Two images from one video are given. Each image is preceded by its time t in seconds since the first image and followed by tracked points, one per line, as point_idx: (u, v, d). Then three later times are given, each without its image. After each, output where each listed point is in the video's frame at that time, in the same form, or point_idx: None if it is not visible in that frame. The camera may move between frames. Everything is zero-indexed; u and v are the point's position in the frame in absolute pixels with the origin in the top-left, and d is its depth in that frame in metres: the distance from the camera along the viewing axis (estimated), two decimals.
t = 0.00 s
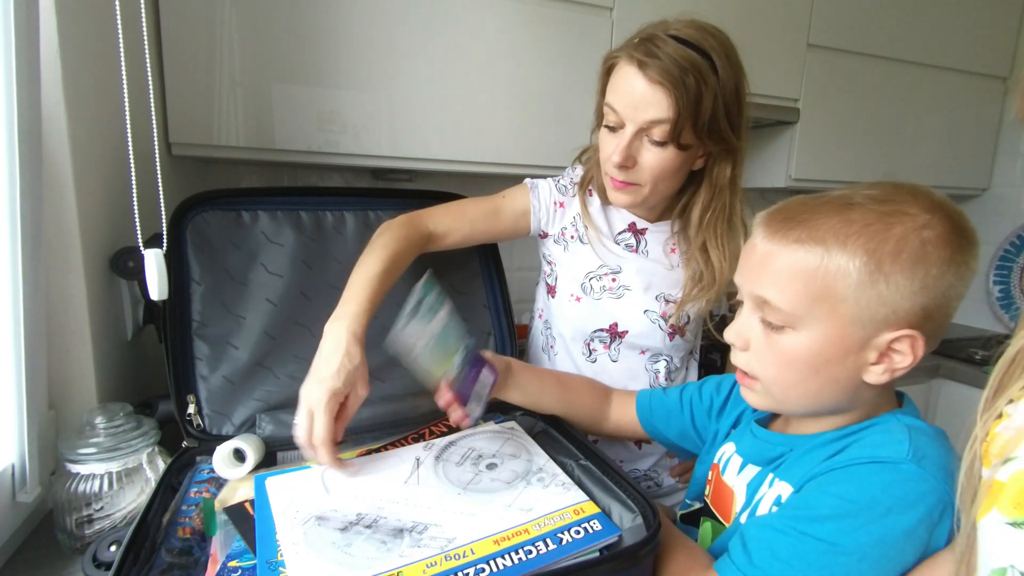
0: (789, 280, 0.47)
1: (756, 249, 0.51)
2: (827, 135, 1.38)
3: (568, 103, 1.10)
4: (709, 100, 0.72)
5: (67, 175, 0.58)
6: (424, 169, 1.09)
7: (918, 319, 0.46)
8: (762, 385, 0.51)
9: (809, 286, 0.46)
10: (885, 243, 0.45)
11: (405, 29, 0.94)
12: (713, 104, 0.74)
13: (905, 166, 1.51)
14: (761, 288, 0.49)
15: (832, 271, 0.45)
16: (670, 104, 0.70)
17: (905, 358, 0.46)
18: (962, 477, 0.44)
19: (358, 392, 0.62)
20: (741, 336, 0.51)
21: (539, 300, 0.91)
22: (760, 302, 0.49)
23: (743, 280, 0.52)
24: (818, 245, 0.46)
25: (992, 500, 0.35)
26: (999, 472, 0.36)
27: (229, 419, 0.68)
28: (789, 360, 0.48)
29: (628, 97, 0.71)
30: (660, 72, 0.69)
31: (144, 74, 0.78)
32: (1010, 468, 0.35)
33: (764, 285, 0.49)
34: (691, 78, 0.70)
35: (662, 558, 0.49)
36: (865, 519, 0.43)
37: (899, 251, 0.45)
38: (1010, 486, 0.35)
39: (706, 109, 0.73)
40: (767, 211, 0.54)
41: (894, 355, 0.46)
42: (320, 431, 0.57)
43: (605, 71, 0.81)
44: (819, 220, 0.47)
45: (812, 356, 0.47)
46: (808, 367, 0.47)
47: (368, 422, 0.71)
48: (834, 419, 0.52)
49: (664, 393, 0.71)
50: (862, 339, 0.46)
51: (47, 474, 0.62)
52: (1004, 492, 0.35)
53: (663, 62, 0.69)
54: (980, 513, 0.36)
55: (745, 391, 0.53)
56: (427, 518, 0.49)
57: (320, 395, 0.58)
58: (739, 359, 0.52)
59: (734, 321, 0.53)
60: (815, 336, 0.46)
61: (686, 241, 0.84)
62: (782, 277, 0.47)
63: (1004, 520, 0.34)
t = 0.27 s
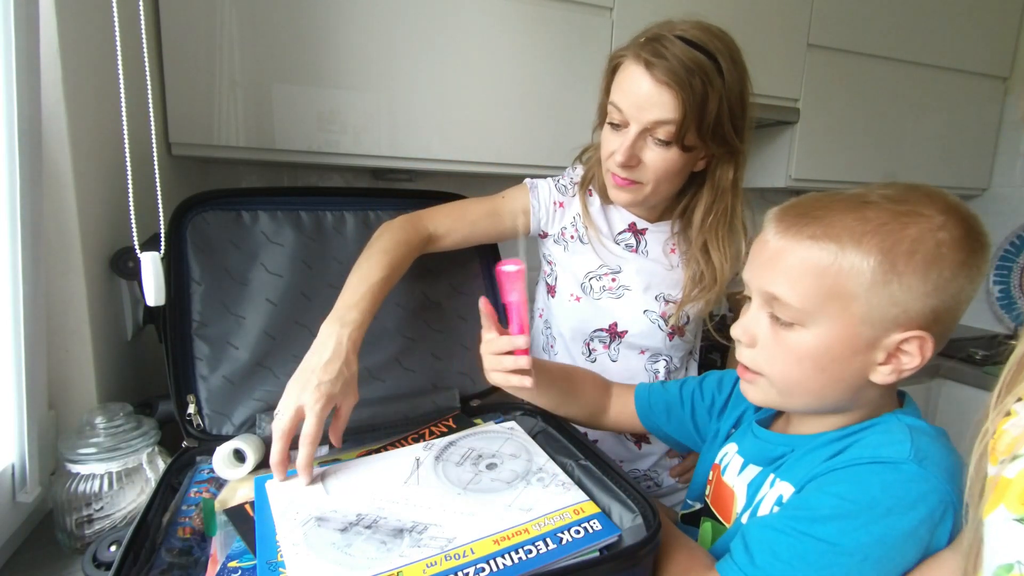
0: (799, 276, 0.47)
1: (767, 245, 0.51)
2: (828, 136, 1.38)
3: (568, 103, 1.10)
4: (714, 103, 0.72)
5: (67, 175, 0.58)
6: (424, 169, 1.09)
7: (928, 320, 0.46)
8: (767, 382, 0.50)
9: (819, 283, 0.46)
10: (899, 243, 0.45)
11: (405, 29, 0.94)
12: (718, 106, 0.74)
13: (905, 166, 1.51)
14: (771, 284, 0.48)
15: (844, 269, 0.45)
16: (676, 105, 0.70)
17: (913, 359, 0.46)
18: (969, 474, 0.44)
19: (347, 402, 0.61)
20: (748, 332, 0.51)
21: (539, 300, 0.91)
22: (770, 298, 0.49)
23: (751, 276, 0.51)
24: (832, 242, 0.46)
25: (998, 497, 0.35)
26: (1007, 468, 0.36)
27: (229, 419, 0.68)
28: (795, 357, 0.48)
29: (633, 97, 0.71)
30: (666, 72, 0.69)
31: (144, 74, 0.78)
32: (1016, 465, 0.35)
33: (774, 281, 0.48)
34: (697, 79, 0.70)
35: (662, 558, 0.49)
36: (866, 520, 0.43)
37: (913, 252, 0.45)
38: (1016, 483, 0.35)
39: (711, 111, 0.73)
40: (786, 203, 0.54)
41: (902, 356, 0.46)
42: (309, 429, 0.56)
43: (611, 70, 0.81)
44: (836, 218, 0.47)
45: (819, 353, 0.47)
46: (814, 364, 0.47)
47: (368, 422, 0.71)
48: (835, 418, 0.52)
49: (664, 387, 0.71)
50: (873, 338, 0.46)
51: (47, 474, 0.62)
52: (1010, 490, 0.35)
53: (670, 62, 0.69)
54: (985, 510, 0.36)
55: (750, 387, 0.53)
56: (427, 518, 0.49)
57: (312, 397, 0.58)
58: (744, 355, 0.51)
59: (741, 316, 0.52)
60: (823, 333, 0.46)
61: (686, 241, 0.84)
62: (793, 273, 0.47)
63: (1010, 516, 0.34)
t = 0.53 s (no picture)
0: (804, 279, 0.47)
1: (768, 249, 0.50)
2: (828, 136, 1.38)
3: (568, 103, 1.10)
4: (720, 101, 0.73)
5: (67, 175, 0.58)
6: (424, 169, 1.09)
7: (934, 317, 0.46)
8: (773, 387, 0.50)
9: (825, 285, 0.46)
10: (906, 241, 0.45)
11: (405, 29, 0.94)
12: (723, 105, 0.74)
13: (906, 166, 1.51)
14: (774, 288, 0.48)
15: (849, 270, 0.45)
16: (684, 102, 0.70)
17: (920, 358, 0.47)
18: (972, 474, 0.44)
19: (348, 398, 0.61)
20: (753, 337, 0.50)
21: (539, 300, 0.91)
22: (774, 302, 0.49)
23: (753, 281, 0.51)
24: (835, 243, 0.46)
25: (1001, 497, 0.35)
26: (1009, 468, 0.36)
27: (229, 419, 0.68)
28: (802, 360, 0.47)
29: (640, 94, 0.71)
30: (674, 69, 0.69)
31: (144, 74, 0.79)
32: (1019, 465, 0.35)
33: (778, 285, 0.48)
34: (705, 77, 0.70)
35: (663, 558, 0.49)
36: (868, 522, 0.43)
37: (918, 248, 0.45)
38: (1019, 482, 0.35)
39: (717, 109, 0.73)
40: (784, 206, 0.54)
41: (909, 354, 0.47)
42: (310, 433, 0.56)
43: (615, 68, 0.81)
44: (836, 218, 0.48)
45: (827, 356, 0.46)
46: (822, 366, 0.47)
47: (368, 422, 0.71)
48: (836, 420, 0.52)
49: (664, 391, 0.71)
50: (880, 339, 0.46)
51: (47, 474, 0.62)
52: (1014, 489, 0.35)
53: (677, 59, 0.69)
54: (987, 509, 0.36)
55: (755, 393, 0.52)
56: (427, 517, 0.49)
57: (312, 399, 0.58)
58: (750, 361, 0.51)
59: (745, 321, 0.52)
60: (831, 335, 0.46)
61: (688, 240, 0.84)
62: (797, 276, 0.47)
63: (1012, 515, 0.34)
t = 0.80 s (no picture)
0: (799, 283, 0.47)
1: (761, 254, 0.50)
2: (828, 135, 1.38)
3: (567, 103, 1.10)
4: (723, 98, 0.73)
5: (67, 175, 0.58)
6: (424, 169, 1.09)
7: (930, 315, 0.46)
8: (773, 392, 0.50)
9: (819, 287, 0.46)
10: (900, 238, 0.45)
11: (405, 29, 0.94)
12: (727, 100, 0.74)
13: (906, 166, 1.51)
14: (770, 293, 0.48)
15: (842, 271, 0.45)
16: (690, 97, 0.70)
17: (917, 356, 0.46)
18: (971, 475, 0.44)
19: (348, 402, 0.61)
20: (750, 342, 0.50)
21: (540, 300, 0.91)
22: (770, 307, 0.49)
23: (748, 286, 0.51)
24: (826, 244, 0.46)
25: (999, 497, 0.35)
26: (1007, 468, 0.36)
27: (229, 419, 0.68)
28: (801, 364, 0.47)
29: (645, 90, 0.71)
30: (681, 63, 0.69)
31: (144, 74, 0.78)
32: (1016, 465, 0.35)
33: (773, 290, 0.48)
34: (712, 72, 0.71)
35: (663, 558, 0.49)
36: (868, 522, 0.43)
37: (912, 244, 0.45)
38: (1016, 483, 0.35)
39: (722, 105, 0.73)
40: (774, 211, 0.54)
41: (907, 353, 0.46)
42: (309, 438, 0.56)
43: (619, 65, 0.81)
44: (824, 220, 0.48)
45: (826, 358, 0.46)
46: (822, 370, 0.47)
47: (368, 422, 0.71)
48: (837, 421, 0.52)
49: (662, 392, 0.71)
50: (876, 338, 0.46)
51: (47, 474, 0.61)
52: (1011, 489, 0.35)
53: (683, 55, 0.70)
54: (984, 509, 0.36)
55: (755, 399, 0.52)
56: (427, 517, 0.49)
57: (313, 402, 0.58)
58: (749, 367, 0.51)
59: (742, 327, 0.52)
60: (828, 338, 0.46)
61: (689, 238, 0.85)
62: (791, 280, 0.47)
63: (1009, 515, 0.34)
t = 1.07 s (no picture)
0: (795, 282, 0.47)
1: (759, 253, 0.51)
2: (828, 135, 1.38)
3: (567, 103, 1.11)
4: (721, 95, 0.73)
5: (67, 175, 0.58)
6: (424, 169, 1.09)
7: (928, 318, 0.46)
8: (768, 390, 0.51)
9: (816, 288, 0.46)
10: (899, 238, 0.45)
11: (405, 29, 0.95)
12: (724, 97, 0.74)
13: (906, 166, 1.51)
14: (767, 292, 0.49)
15: (838, 272, 0.45)
16: (688, 94, 0.70)
17: (914, 358, 0.46)
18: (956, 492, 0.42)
19: (347, 404, 0.61)
20: (748, 340, 0.51)
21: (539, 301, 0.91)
22: (767, 306, 0.49)
23: (747, 284, 0.52)
24: (823, 245, 0.46)
25: (985, 500, 0.33)
26: (993, 471, 0.33)
27: (229, 419, 0.68)
28: (796, 364, 0.48)
29: (644, 88, 0.71)
30: (679, 61, 0.69)
31: (144, 74, 0.79)
32: (1003, 467, 0.33)
33: (770, 289, 0.48)
34: (709, 69, 0.71)
35: (663, 558, 0.50)
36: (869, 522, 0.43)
37: (910, 245, 0.45)
38: (1006, 483, 0.32)
39: (721, 101, 0.73)
40: (775, 210, 0.54)
41: (904, 355, 0.46)
42: (308, 439, 0.56)
43: (616, 65, 0.81)
44: (824, 220, 0.48)
45: (820, 358, 0.47)
46: (816, 371, 0.47)
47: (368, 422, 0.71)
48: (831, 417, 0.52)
49: (661, 391, 0.71)
50: (872, 340, 0.46)
51: (47, 474, 0.62)
52: (999, 490, 0.32)
53: (681, 53, 0.70)
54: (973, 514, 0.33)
55: (751, 396, 0.53)
56: (427, 517, 0.49)
57: (313, 404, 0.58)
58: (745, 364, 0.52)
59: (739, 326, 0.53)
60: (824, 338, 0.46)
61: (689, 236, 0.85)
62: (788, 279, 0.47)
63: (997, 517, 0.31)
